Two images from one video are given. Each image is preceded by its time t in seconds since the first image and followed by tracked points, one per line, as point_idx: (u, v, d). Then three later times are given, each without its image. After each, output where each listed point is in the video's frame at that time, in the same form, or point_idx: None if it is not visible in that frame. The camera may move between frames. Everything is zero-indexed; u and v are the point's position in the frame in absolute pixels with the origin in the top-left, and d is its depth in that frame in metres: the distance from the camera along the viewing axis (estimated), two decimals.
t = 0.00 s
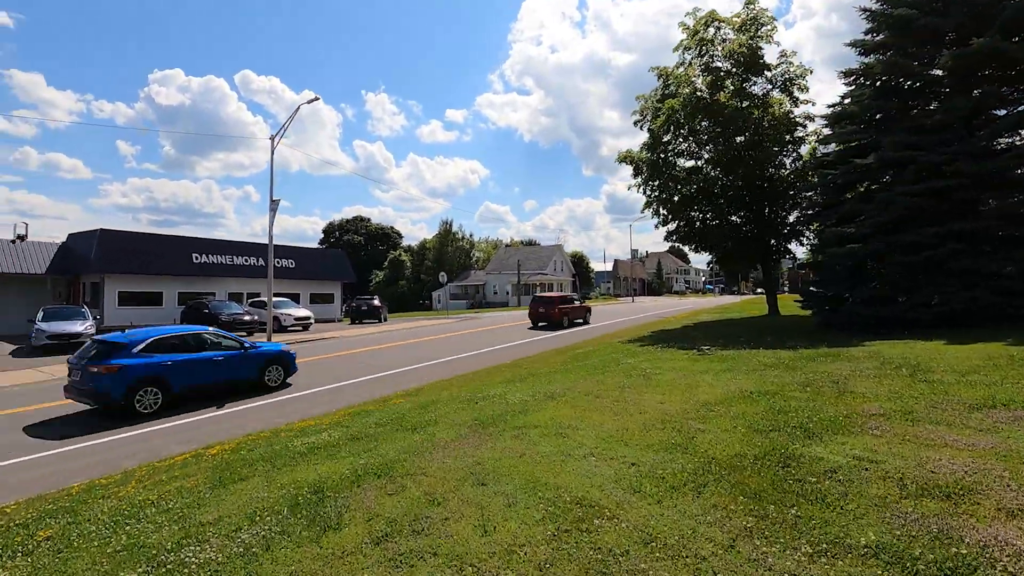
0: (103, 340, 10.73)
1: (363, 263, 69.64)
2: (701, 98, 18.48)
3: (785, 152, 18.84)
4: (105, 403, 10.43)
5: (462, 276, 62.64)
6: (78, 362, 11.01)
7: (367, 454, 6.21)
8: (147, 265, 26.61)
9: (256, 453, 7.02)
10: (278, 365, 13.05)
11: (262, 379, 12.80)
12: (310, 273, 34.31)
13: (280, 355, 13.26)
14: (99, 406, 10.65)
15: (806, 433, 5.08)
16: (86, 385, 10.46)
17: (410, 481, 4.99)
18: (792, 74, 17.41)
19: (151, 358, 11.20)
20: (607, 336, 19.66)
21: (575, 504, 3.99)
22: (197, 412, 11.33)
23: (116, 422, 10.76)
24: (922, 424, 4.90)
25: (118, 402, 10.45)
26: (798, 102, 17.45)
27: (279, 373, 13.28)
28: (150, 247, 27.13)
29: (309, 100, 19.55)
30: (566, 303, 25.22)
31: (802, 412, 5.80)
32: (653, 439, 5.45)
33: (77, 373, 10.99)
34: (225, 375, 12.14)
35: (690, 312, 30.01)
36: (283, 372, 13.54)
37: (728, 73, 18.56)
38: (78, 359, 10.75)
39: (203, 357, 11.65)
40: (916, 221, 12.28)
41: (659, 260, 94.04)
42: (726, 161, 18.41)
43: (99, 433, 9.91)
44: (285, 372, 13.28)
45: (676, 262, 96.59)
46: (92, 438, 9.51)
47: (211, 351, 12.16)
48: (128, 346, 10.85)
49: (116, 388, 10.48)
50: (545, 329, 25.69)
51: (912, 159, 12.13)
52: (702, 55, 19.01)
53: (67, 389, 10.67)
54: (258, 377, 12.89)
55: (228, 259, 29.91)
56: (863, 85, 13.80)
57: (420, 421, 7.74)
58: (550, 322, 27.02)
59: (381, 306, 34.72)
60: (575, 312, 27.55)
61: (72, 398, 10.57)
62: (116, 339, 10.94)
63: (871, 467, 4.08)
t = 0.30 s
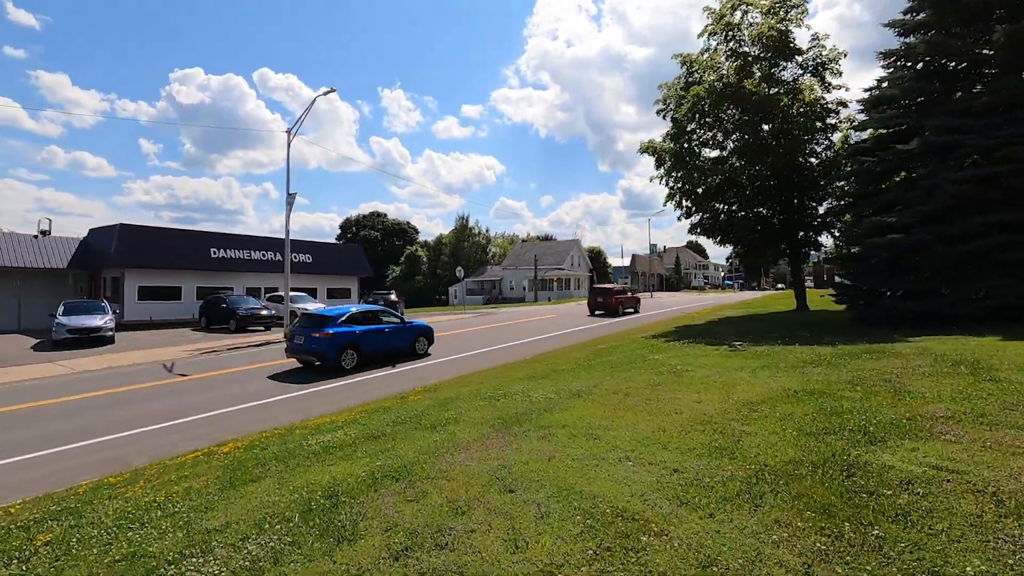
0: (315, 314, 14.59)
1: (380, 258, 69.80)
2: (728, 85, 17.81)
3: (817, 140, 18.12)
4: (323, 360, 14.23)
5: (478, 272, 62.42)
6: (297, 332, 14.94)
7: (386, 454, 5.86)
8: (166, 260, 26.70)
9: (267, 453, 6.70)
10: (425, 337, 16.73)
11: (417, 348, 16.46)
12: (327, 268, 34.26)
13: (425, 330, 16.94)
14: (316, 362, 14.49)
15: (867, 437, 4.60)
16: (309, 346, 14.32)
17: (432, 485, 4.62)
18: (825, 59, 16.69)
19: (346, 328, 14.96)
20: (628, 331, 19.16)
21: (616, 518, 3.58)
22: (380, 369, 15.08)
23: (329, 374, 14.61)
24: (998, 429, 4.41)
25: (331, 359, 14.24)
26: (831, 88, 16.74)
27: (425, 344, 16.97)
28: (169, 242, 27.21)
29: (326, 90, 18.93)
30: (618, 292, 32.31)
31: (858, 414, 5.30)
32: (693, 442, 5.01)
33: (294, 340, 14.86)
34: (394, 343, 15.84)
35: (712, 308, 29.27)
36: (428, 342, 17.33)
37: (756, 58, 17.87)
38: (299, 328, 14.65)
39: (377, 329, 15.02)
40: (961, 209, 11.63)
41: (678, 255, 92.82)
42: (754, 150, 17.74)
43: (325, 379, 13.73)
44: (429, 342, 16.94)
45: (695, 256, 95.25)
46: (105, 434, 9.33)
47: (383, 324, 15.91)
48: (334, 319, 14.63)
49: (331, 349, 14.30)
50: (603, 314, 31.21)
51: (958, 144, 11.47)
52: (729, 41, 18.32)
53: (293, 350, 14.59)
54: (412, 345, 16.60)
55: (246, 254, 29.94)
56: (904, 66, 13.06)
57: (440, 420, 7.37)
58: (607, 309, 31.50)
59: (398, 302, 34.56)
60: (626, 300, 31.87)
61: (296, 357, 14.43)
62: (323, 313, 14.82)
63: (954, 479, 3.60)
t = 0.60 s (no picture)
0: (446, 302, 18.03)
1: (398, 258, 69.92)
2: (755, 76, 17.16)
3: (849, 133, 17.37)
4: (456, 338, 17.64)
5: (495, 271, 62.18)
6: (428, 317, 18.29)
7: (403, 465, 5.51)
8: (185, 259, 26.82)
9: (279, 461, 6.42)
10: (525, 324, 20.00)
11: (520, 331, 19.83)
12: (344, 268, 34.20)
13: (524, 318, 20.28)
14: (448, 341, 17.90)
15: (936, 456, 4.12)
16: (444, 328, 17.76)
17: (453, 502, 4.27)
18: (857, 47, 16.03)
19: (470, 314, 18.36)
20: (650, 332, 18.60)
21: (659, 551, 3.17)
22: (495, 347, 18.31)
23: (458, 350, 17.99)
24: None
25: (463, 337, 17.63)
26: (865, 77, 16.02)
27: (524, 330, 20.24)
28: (188, 241, 27.34)
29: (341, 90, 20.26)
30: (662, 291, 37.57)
31: (919, 427, 4.81)
32: (737, 457, 4.56)
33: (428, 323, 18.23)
34: (505, 327, 19.23)
35: (736, 307, 28.56)
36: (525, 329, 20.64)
37: (785, 48, 17.20)
38: (434, 313, 18.08)
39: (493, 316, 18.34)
40: (1012, 203, 10.96)
41: (697, 253, 91.56)
42: (782, 144, 17.06)
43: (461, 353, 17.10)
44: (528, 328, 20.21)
45: (715, 255, 93.76)
46: (119, 436, 9.17)
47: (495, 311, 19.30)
48: (461, 305, 17.97)
49: (461, 330, 17.69)
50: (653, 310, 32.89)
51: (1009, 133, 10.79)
52: (756, 31, 17.71)
53: (428, 330, 17.95)
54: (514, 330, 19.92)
55: (264, 253, 29.99)
56: (947, 52, 12.37)
57: (459, 426, 7.02)
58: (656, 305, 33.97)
59: (415, 301, 34.42)
60: (674, 297, 34.24)
61: (431, 336, 17.78)
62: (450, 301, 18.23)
63: None
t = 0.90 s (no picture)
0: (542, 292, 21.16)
1: (416, 258, 69.99)
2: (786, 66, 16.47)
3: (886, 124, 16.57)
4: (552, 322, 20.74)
5: (513, 271, 61.80)
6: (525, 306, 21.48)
7: (421, 475, 5.14)
8: (205, 259, 26.91)
9: (290, 467, 6.08)
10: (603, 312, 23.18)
11: (599, 320, 22.99)
12: (363, 267, 34.11)
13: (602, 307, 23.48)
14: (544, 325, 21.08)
15: None
16: (541, 315, 20.88)
17: (474, 520, 3.88)
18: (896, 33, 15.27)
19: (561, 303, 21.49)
20: (675, 332, 17.98)
21: None
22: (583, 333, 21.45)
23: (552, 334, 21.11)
24: None
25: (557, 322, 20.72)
26: (904, 64, 15.24)
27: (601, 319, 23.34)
28: (209, 241, 27.42)
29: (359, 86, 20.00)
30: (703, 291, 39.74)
31: (999, 439, 4.28)
32: (792, 472, 4.10)
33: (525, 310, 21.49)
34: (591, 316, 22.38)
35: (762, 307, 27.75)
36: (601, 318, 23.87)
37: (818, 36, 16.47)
38: (530, 303, 21.18)
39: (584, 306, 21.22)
40: None
41: (719, 252, 90.10)
42: (814, 136, 16.35)
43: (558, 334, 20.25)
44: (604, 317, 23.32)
45: (736, 255, 92.19)
46: (133, 436, 8.95)
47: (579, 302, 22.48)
48: (555, 296, 21.07)
49: (555, 317, 20.80)
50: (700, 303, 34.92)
51: None
52: (788, 18, 17.02)
53: (526, 317, 21.08)
54: (595, 318, 23.09)
55: (283, 252, 30.02)
56: (1003, 32, 11.62)
57: (479, 431, 6.63)
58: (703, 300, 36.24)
59: (433, 301, 34.19)
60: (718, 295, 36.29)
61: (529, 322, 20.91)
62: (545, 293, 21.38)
63: None
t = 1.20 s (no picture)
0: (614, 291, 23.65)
1: (432, 261, 69.96)
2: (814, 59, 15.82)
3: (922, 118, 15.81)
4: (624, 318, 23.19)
5: (530, 274, 61.32)
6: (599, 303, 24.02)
7: (438, 496, 4.71)
8: (221, 262, 26.90)
9: (296, 484, 5.68)
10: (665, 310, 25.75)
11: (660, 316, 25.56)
12: (378, 271, 33.91)
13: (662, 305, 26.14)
14: (617, 321, 23.58)
15: None
16: (614, 310, 23.43)
17: (495, 554, 3.45)
18: (932, 24, 14.57)
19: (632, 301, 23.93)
20: (699, 337, 17.36)
21: None
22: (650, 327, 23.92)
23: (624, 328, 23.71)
24: None
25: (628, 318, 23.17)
26: (941, 55, 14.52)
27: (661, 315, 25.87)
28: (225, 244, 27.42)
29: (375, 86, 19.95)
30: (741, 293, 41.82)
31: None
32: (857, 501, 3.60)
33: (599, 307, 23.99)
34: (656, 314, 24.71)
35: (787, 310, 26.89)
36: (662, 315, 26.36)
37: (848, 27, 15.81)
38: (604, 300, 23.77)
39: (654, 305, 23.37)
40: None
41: (739, 254, 88.77)
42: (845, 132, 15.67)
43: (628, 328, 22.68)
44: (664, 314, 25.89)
45: (756, 256, 90.56)
46: (140, 445, 8.64)
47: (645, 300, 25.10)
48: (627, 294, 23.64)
49: (627, 313, 23.35)
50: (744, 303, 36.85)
51: None
52: (815, 11, 16.41)
53: (600, 313, 23.64)
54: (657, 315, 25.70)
55: (299, 256, 29.94)
56: None
57: (498, 445, 6.18)
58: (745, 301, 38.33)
59: (448, 304, 33.84)
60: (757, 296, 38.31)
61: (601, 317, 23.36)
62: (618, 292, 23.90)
63: None
